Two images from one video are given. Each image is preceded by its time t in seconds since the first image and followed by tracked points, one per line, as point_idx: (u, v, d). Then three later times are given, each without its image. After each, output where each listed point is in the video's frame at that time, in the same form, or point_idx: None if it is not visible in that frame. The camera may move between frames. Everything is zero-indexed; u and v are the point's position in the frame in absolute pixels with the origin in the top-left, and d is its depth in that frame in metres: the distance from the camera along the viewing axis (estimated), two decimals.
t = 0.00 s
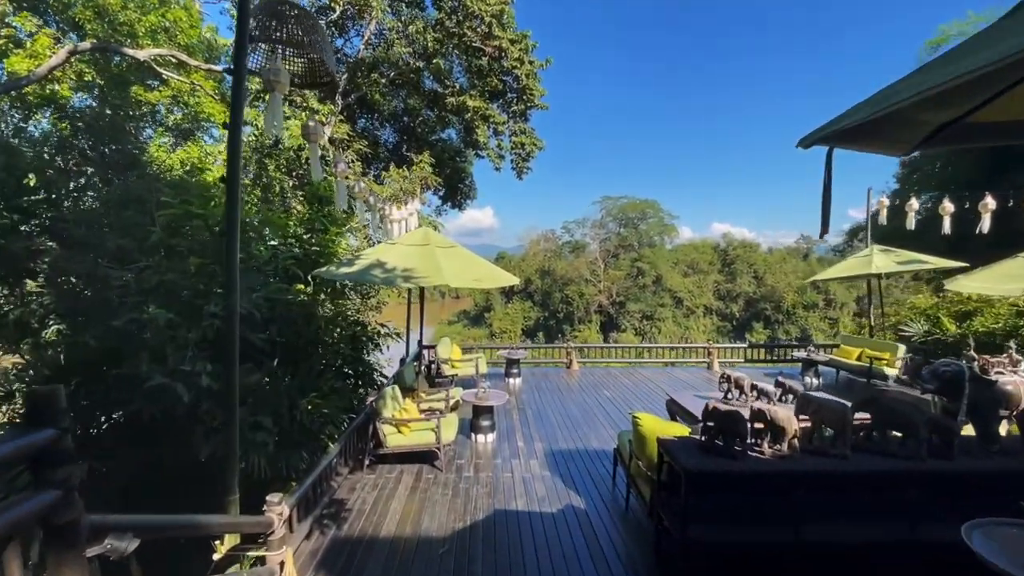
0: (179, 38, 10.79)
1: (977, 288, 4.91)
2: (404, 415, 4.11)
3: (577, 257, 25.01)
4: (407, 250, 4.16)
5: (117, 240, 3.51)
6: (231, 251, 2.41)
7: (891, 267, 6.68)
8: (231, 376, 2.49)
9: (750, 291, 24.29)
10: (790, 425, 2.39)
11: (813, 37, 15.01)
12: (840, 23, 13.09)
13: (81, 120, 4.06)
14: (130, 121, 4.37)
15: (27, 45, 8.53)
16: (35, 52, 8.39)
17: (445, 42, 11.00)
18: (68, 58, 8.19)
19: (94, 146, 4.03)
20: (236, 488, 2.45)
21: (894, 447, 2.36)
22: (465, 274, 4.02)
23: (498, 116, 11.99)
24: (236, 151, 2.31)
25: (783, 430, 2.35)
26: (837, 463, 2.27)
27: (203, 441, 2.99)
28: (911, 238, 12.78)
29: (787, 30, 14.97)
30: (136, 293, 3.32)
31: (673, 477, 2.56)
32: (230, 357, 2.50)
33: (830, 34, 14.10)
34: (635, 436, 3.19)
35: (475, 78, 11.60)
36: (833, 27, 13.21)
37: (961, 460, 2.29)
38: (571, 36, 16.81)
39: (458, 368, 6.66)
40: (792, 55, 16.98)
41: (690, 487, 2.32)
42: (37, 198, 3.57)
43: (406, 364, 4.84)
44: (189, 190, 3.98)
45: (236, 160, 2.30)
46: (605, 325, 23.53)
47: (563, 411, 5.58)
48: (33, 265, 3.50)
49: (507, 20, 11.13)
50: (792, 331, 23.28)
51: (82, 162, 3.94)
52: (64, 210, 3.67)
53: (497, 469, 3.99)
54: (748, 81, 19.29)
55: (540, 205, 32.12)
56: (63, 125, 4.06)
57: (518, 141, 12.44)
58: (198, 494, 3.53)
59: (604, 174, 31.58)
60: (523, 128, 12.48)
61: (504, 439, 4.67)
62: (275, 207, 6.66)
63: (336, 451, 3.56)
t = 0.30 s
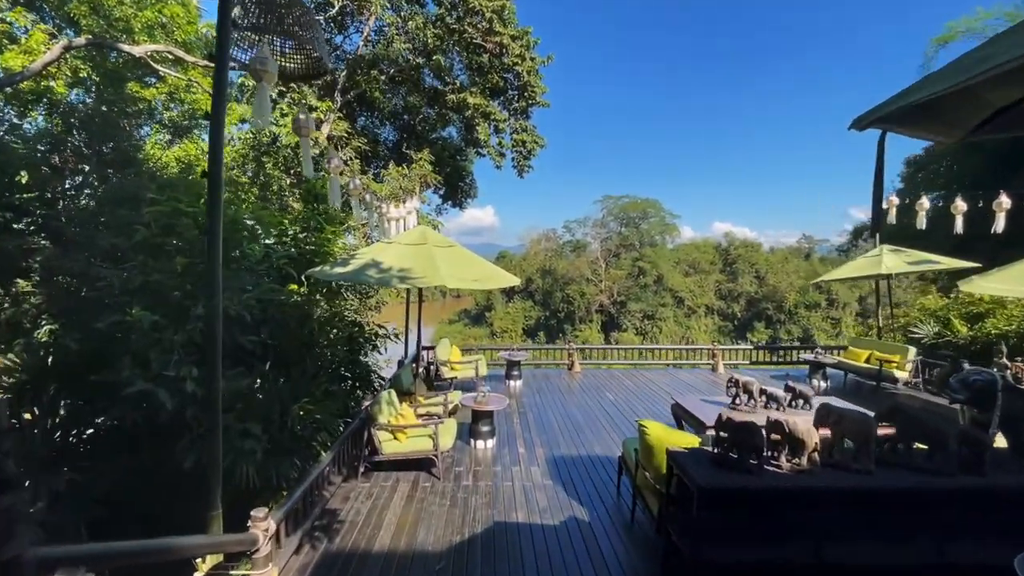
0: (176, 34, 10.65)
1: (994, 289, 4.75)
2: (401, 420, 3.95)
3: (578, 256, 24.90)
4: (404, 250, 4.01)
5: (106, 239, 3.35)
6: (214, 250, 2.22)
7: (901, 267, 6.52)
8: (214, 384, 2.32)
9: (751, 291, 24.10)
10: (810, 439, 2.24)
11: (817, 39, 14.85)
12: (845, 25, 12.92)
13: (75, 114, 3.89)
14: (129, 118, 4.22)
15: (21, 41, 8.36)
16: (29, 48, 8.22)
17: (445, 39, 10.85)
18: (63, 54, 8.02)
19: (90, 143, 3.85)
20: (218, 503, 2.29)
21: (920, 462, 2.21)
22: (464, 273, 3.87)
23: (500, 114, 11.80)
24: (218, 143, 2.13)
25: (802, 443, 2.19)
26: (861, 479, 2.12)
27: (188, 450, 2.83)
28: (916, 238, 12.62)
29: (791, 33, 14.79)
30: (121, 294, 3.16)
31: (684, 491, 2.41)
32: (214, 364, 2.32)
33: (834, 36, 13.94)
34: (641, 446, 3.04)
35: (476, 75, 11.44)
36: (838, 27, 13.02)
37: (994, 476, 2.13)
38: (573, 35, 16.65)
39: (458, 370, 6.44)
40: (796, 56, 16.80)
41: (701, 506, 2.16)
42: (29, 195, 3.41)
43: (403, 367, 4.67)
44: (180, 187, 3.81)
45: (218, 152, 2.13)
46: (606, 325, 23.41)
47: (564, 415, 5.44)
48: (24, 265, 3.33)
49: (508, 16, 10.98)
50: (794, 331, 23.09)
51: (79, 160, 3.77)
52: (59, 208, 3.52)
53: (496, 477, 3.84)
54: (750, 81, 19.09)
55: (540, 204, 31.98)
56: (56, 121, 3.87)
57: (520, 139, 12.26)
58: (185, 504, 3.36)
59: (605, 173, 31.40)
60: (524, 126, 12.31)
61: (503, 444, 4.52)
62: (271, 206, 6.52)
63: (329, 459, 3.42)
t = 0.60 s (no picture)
0: (174, 30, 10.50)
1: (1010, 289, 4.59)
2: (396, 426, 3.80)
3: (579, 256, 24.80)
4: (399, 248, 3.86)
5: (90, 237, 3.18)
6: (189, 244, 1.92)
7: (912, 267, 6.36)
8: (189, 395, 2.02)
9: (753, 290, 23.91)
10: (831, 450, 2.09)
11: (817, 40, 14.76)
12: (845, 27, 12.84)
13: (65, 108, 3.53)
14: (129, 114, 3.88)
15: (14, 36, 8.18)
16: (24, 44, 8.06)
17: (445, 35, 10.70)
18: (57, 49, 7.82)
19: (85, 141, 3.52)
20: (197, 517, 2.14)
21: (949, 474, 2.05)
22: (460, 272, 3.71)
23: (500, 111, 11.63)
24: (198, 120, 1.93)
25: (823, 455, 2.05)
26: (886, 493, 1.97)
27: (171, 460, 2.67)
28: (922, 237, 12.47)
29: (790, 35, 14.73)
30: (105, 295, 3.02)
31: (695, 506, 2.27)
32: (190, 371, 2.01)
33: (835, 37, 13.77)
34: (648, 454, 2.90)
35: (476, 72, 11.30)
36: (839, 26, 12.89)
37: None
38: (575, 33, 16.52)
39: (456, 372, 6.33)
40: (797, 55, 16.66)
41: (715, 523, 2.01)
42: (20, 193, 3.19)
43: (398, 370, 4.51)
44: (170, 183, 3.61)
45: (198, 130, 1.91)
46: (607, 324, 23.30)
47: (566, 419, 5.30)
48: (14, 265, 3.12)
49: (508, 12, 10.81)
50: (795, 331, 22.76)
51: (74, 158, 3.47)
52: (51, 207, 3.24)
53: (496, 485, 3.69)
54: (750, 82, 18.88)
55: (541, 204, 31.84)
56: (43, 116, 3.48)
57: (520, 136, 12.11)
58: (171, 513, 3.22)
59: (605, 172, 31.27)
60: (525, 123, 12.16)
61: (503, 450, 4.38)
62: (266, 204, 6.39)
63: (320, 466, 3.27)
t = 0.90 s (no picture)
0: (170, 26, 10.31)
1: None
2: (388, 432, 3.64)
3: (580, 255, 24.68)
4: (393, 247, 3.69)
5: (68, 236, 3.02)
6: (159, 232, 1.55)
7: (921, 266, 6.20)
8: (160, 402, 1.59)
9: (755, 290, 23.71)
10: (856, 467, 1.92)
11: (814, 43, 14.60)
12: (844, 26, 12.68)
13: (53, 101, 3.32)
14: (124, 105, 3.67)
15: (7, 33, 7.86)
16: (16, 40, 7.74)
17: (444, 31, 10.52)
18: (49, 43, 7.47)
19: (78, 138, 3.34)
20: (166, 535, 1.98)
21: (983, 493, 1.90)
22: (456, 272, 3.53)
23: (500, 107, 11.43)
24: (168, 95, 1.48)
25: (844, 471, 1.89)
26: (916, 515, 1.81)
27: (146, 471, 2.51)
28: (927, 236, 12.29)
29: (789, 37, 14.53)
30: (80, 296, 2.86)
31: (705, 524, 2.11)
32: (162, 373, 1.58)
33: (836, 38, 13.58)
34: (652, 465, 2.74)
35: (476, 69, 11.15)
36: (839, 24, 12.72)
37: None
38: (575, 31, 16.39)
39: (454, 374, 6.20)
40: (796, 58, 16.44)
41: (727, 548, 1.84)
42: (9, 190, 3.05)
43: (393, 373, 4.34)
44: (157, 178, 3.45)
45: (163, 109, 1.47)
46: (608, 324, 23.20)
47: (567, 423, 5.14)
48: None
49: (508, 7, 10.58)
50: (797, 330, 22.60)
51: (68, 155, 3.29)
52: (44, 208, 3.12)
53: (493, 495, 3.53)
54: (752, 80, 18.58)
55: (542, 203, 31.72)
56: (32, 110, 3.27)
57: (520, 134, 11.91)
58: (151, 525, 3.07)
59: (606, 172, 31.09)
60: (525, 120, 11.93)
61: (501, 456, 4.22)
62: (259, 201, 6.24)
63: (307, 476, 3.11)
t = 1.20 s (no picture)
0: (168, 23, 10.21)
1: None
2: (381, 440, 3.48)
3: (581, 254, 24.57)
4: (386, 246, 3.52)
5: (44, 234, 2.87)
6: (129, 225, 1.33)
7: (934, 266, 6.02)
8: (130, 410, 1.36)
9: (757, 289, 23.48)
10: (883, 486, 1.77)
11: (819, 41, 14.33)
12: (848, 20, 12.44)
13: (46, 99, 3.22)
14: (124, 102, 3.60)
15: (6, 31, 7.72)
16: (8, 36, 7.53)
17: (443, 26, 10.35)
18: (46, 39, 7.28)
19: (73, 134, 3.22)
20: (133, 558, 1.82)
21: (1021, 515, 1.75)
22: (452, 273, 3.36)
23: (501, 104, 11.18)
24: (135, 75, 1.27)
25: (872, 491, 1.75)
26: (953, 540, 1.67)
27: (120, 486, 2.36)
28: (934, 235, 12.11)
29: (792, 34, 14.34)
30: (56, 298, 2.71)
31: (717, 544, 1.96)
32: (129, 376, 1.38)
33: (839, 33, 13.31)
34: (659, 477, 2.59)
35: (476, 66, 10.97)
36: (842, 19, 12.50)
37: None
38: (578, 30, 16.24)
39: (452, 376, 6.05)
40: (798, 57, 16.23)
41: None
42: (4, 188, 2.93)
43: (388, 377, 4.19)
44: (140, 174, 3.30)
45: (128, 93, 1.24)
46: (610, 323, 23.08)
47: (569, 428, 4.98)
48: None
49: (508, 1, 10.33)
50: (800, 330, 22.40)
51: (64, 154, 3.20)
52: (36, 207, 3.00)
53: (492, 505, 3.38)
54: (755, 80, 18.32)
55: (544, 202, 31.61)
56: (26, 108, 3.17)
57: (521, 132, 11.58)
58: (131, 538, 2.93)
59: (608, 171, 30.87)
60: (526, 117, 11.64)
61: (500, 464, 4.06)
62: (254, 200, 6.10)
63: (296, 488, 2.96)
